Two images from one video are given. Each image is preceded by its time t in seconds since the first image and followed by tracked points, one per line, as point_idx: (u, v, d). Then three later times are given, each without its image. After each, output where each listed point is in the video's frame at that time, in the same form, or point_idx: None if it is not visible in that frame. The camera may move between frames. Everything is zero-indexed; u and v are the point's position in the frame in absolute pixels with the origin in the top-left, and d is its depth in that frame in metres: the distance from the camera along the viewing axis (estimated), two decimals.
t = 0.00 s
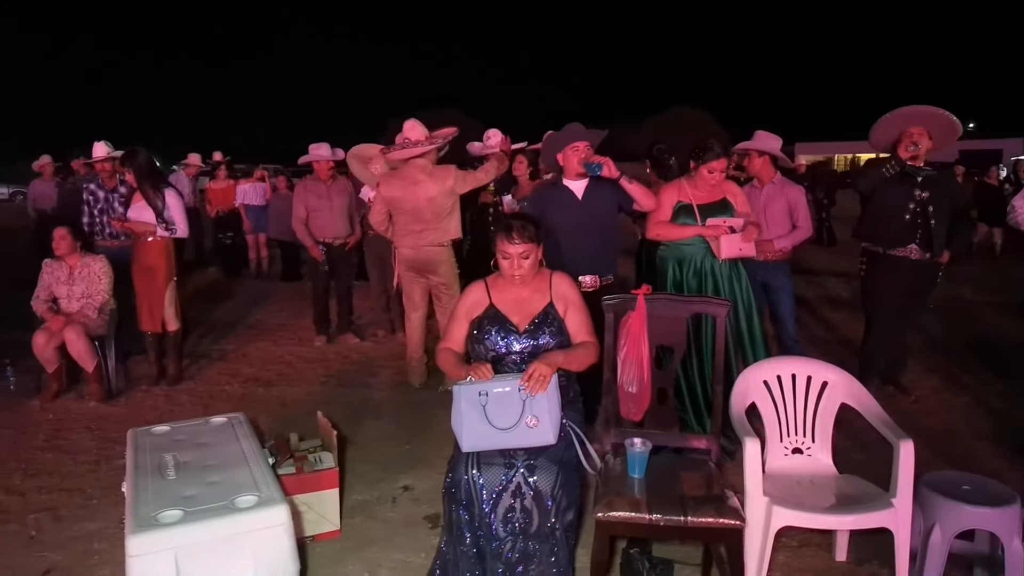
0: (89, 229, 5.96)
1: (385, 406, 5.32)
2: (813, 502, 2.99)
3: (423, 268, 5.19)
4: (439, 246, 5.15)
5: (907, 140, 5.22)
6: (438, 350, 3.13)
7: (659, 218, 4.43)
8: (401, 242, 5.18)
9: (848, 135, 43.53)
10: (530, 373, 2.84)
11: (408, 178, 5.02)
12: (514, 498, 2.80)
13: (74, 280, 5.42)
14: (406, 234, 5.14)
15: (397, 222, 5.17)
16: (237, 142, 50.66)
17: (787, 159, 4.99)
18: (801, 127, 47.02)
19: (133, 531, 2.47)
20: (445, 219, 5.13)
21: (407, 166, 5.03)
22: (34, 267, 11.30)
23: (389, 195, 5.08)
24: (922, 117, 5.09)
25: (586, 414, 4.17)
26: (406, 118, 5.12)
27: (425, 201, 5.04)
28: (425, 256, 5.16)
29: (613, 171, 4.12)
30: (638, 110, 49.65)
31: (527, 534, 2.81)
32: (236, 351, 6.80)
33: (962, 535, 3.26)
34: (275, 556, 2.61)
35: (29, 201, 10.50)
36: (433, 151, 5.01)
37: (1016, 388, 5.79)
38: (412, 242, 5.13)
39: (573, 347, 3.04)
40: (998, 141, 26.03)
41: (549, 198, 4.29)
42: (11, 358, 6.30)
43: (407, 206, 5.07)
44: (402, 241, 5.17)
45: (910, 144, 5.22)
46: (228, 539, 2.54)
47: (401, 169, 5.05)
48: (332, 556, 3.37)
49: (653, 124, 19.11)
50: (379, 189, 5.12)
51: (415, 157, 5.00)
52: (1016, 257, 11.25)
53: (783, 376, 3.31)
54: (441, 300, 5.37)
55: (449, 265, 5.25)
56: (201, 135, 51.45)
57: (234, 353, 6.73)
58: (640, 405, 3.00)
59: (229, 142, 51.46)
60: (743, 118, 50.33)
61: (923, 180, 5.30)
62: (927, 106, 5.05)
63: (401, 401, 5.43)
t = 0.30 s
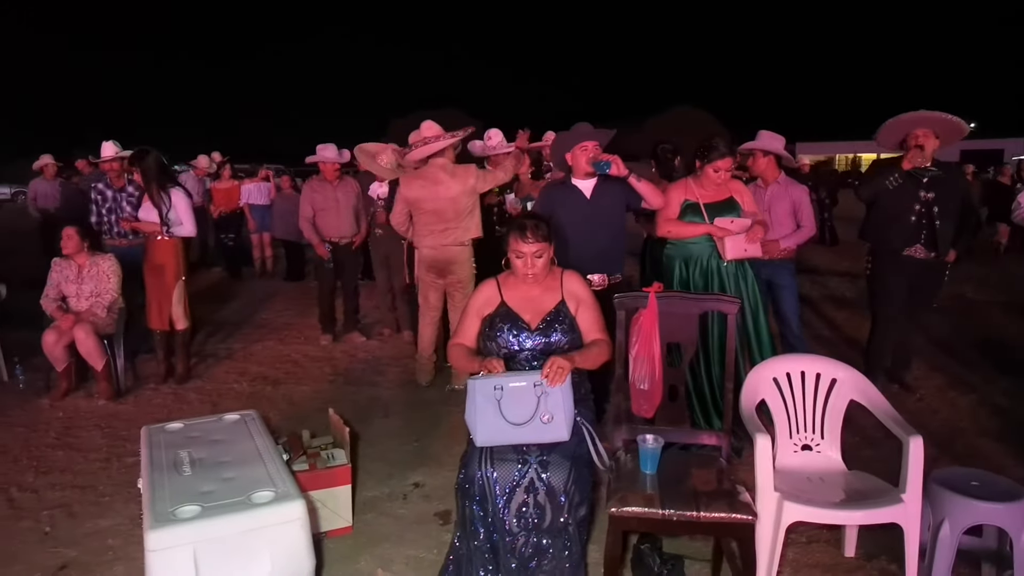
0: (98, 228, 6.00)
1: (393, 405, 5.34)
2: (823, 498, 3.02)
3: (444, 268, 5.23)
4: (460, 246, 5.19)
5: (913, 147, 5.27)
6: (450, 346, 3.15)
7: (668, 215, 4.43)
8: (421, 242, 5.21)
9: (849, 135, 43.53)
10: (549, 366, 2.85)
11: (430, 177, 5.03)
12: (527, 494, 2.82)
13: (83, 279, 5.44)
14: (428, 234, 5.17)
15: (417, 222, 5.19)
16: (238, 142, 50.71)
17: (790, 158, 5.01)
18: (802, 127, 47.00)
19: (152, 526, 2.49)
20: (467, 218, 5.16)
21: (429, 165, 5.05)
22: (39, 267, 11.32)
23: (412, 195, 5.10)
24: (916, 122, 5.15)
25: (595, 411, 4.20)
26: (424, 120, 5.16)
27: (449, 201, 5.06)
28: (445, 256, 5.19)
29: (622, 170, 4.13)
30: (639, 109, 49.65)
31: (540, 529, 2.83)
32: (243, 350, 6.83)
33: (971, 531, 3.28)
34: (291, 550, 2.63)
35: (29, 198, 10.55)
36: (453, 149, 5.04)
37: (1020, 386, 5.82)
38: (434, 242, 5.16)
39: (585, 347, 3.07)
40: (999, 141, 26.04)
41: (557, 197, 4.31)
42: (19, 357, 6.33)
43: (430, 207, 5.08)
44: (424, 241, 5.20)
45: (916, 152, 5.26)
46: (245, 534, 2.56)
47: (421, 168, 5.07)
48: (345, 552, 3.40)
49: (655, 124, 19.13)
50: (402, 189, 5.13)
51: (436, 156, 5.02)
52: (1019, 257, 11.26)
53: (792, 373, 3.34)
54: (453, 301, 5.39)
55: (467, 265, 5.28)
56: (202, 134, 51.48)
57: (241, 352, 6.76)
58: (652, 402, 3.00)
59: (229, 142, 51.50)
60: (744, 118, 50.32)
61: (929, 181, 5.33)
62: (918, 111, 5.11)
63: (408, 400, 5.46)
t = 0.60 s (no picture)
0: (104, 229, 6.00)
1: (399, 405, 5.33)
2: (834, 498, 3.02)
3: (459, 267, 5.24)
4: (476, 246, 5.19)
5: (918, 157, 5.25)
6: (460, 347, 3.14)
7: (677, 216, 4.43)
8: (437, 243, 5.21)
9: (849, 134, 43.54)
10: (564, 367, 2.85)
11: (446, 177, 5.04)
12: (539, 494, 2.82)
13: (88, 279, 5.43)
14: (443, 233, 5.16)
15: (433, 223, 5.18)
16: (237, 142, 50.71)
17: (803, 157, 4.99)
18: (802, 126, 46.98)
19: (164, 527, 2.49)
20: (482, 218, 5.16)
21: (444, 166, 5.04)
22: (41, 266, 11.31)
23: (427, 196, 5.09)
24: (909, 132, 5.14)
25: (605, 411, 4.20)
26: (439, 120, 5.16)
27: (463, 201, 5.06)
28: (462, 257, 5.21)
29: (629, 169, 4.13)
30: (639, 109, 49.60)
31: (552, 530, 2.82)
32: (247, 350, 6.82)
33: (982, 531, 3.27)
34: (304, 550, 2.62)
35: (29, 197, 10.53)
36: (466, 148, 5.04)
37: None
38: (449, 242, 5.17)
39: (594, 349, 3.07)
40: (999, 141, 26.04)
41: (565, 197, 4.29)
42: (24, 357, 6.32)
43: (446, 207, 5.08)
44: (439, 242, 5.20)
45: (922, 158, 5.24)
46: (257, 535, 2.55)
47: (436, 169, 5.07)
48: (354, 553, 3.39)
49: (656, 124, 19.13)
50: (417, 190, 5.11)
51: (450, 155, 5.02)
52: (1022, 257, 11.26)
53: (803, 374, 3.33)
54: (463, 301, 5.39)
55: (483, 266, 5.28)
56: (202, 135, 51.47)
57: (245, 352, 6.75)
58: (663, 402, 2.99)
59: (230, 142, 51.50)
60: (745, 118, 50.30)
61: (936, 182, 5.29)
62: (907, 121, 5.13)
63: (414, 400, 5.45)
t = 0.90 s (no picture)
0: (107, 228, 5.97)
1: (407, 405, 5.29)
2: (855, 500, 2.97)
3: (468, 266, 5.30)
4: (485, 246, 5.25)
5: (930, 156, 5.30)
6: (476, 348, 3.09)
7: (688, 216, 4.36)
8: (448, 243, 5.27)
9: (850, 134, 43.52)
10: (581, 366, 2.82)
11: (458, 175, 5.10)
12: (556, 496, 2.77)
13: (93, 278, 5.39)
14: (453, 232, 5.22)
15: (444, 220, 5.25)
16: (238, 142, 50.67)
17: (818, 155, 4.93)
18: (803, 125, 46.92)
19: (177, 530, 2.44)
20: (493, 218, 5.21)
21: (457, 164, 5.10)
22: (43, 265, 11.27)
23: (439, 194, 5.16)
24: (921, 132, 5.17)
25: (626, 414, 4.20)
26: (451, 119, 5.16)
27: (474, 201, 5.12)
28: (472, 257, 5.27)
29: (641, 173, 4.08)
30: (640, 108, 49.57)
31: (569, 532, 2.78)
32: (252, 350, 6.77)
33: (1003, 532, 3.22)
34: (319, 553, 2.58)
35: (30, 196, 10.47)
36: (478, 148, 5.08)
37: None
38: (459, 241, 5.23)
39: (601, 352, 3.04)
40: (1002, 140, 26.01)
41: (577, 195, 4.25)
42: (28, 357, 6.28)
43: (458, 207, 5.14)
44: (449, 241, 5.26)
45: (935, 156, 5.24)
46: (272, 538, 2.51)
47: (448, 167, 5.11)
48: (366, 555, 3.34)
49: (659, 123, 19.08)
50: (429, 188, 5.18)
51: (462, 155, 5.06)
52: None
53: (820, 374, 3.29)
54: (472, 301, 5.45)
55: (493, 264, 5.36)
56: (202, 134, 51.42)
57: (251, 352, 6.70)
58: (682, 403, 2.93)
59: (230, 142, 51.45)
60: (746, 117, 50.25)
61: (947, 182, 5.25)
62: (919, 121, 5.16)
63: (422, 400, 5.40)
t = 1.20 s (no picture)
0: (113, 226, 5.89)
1: (418, 406, 5.22)
2: (884, 507, 2.92)
3: (482, 266, 5.24)
4: (498, 246, 5.20)
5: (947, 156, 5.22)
6: (498, 352, 3.05)
7: (703, 217, 4.28)
8: (460, 243, 5.22)
9: (852, 134, 43.44)
10: (605, 371, 2.74)
11: (470, 175, 5.05)
12: (581, 503, 2.72)
13: (100, 278, 5.32)
14: (466, 232, 5.17)
15: (456, 220, 5.19)
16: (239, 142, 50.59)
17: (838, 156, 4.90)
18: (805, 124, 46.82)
19: (195, 539, 2.38)
20: (506, 218, 5.16)
21: (470, 163, 5.05)
22: (45, 265, 11.19)
23: (452, 194, 5.11)
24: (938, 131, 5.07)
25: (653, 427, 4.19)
26: (468, 117, 5.12)
27: (487, 201, 5.07)
28: (484, 257, 5.21)
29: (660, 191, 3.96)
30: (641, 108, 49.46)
31: (595, 539, 2.73)
32: (259, 350, 6.70)
33: None
34: (339, 563, 2.51)
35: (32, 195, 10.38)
36: (493, 147, 5.06)
37: None
38: (472, 242, 5.18)
39: (627, 357, 2.98)
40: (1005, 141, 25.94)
41: (595, 195, 4.19)
42: (33, 358, 6.21)
43: (471, 207, 5.09)
44: (461, 241, 5.21)
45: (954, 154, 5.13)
46: (291, 547, 2.44)
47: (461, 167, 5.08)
48: (383, 562, 3.28)
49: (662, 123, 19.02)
50: (441, 187, 5.13)
51: (476, 154, 5.01)
52: None
53: (847, 377, 3.22)
54: (484, 302, 5.39)
55: (506, 265, 5.31)
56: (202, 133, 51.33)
57: (257, 352, 6.64)
58: (708, 408, 2.88)
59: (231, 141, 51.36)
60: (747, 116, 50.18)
61: (964, 182, 5.18)
62: (938, 120, 5.03)
63: (433, 401, 5.34)
